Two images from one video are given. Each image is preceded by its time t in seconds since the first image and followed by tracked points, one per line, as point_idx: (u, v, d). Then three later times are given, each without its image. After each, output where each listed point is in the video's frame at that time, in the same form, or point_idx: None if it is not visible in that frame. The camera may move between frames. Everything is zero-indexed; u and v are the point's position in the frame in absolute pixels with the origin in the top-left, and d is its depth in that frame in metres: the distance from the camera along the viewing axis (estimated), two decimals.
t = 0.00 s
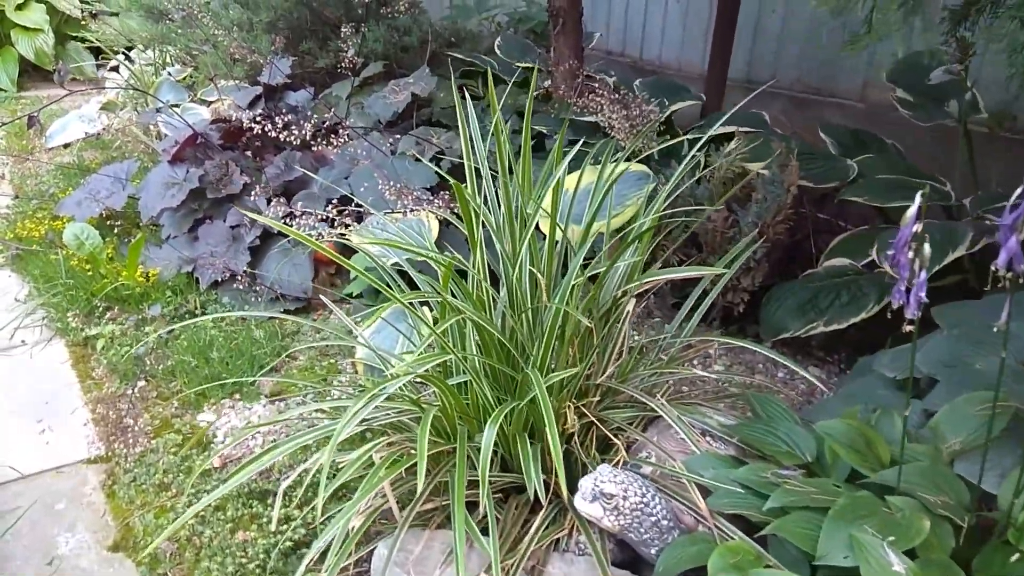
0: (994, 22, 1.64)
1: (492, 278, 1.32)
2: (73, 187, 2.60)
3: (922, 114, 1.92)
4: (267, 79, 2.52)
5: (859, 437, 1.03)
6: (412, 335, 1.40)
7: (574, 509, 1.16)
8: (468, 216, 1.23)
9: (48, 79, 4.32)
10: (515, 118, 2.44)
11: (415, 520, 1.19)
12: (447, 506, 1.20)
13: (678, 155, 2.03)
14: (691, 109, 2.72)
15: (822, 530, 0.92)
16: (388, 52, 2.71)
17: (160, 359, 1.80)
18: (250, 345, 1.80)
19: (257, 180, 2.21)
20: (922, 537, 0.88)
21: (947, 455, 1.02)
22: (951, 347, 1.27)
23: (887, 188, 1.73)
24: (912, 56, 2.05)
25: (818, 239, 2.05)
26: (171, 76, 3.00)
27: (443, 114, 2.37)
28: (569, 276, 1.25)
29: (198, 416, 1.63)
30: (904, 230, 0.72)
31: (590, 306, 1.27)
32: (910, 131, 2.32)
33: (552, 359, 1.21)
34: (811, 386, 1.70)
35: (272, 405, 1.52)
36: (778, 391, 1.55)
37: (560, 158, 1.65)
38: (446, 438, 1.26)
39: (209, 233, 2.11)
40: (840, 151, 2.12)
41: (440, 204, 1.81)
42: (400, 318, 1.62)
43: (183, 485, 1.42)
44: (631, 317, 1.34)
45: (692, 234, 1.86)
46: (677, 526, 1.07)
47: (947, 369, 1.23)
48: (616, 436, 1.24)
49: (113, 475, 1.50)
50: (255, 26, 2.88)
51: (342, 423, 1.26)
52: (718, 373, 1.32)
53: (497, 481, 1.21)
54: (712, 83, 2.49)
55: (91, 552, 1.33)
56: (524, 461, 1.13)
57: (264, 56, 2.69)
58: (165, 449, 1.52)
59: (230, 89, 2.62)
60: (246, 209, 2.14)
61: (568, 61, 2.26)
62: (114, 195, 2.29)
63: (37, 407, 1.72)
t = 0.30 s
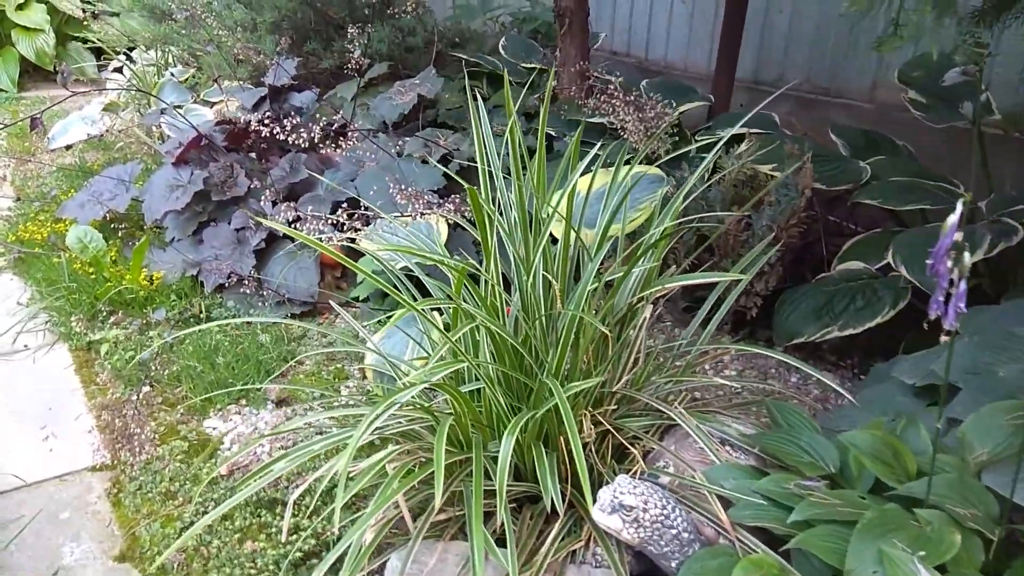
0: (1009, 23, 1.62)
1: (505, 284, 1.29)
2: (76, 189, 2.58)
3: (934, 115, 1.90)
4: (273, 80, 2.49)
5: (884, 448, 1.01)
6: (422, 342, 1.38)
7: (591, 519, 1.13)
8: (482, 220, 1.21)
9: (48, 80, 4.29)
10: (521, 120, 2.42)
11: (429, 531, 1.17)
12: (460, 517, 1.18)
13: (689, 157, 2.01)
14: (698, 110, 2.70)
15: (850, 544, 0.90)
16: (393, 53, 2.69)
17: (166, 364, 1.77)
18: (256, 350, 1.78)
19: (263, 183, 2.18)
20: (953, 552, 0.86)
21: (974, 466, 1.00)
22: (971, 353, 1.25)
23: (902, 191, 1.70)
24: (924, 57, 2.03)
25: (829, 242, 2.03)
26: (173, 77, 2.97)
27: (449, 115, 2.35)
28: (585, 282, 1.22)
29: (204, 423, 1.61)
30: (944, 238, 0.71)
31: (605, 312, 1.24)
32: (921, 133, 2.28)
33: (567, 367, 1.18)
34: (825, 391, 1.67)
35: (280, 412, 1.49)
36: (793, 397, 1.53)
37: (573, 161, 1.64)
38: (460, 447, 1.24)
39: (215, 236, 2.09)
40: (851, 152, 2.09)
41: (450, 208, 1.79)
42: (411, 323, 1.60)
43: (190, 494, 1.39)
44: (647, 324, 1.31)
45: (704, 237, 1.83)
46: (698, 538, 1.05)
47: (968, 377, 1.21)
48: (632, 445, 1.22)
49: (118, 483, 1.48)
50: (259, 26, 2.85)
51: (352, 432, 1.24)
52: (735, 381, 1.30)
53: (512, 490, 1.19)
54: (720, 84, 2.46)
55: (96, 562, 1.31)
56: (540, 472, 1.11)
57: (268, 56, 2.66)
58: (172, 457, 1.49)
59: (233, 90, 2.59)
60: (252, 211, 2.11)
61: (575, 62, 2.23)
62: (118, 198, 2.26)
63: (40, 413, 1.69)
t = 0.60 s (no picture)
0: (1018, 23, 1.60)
1: (510, 290, 1.27)
2: (72, 192, 2.55)
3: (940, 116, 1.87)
4: (271, 81, 2.47)
5: (900, 460, 0.99)
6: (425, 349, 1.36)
7: (598, 532, 1.11)
8: (487, 226, 1.18)
9: (45, 81, 4.27)
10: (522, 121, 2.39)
11: (433, 543, 1.14)
12: (465, 528, 1.15)
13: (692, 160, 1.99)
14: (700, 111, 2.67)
15: (867, 559, 0.88)
16: (392, 53, 2.66)
17: (164, 370, 1.75)
18: (256, 356, 1.76)
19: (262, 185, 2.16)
20: (973, 568, 0.84)
21: (992, 478, 0.98)
22: (984, 360, 1.23)
23: (909, 194, 1.68)
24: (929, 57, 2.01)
25: (835, 245, 2.01)
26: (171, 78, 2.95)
27: (449, 117, 2.32)
28: (591, 288, 1.20)
29: (203, 431, 1.59)
30: (970, 247, 0.69)
31: (612, 320, 1.22)
32: (926, 134, 2.26)
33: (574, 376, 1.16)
34: (832, 397, 1.65)
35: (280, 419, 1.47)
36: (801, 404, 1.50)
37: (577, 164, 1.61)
38: (464, 457, 1.21)
39: (213, 239, 2.06)
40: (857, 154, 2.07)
41: (452, 211, 1.77)
42: (413, 330, 1.57)
43: (189, 504, 1.37)
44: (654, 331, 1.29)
45: (709, 241, 1.81)
46: (709, 551, 1.03)
47: (982, 384, 1.19)
48: (640, 454, 1.19)
49: (115, 492, 1.45)
50: (257, 26, 2.82)
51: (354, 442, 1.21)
52: (744, 389, 1.28)
53: (518, 501, 1.17)
54: (723, 85, 2.44)
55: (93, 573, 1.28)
56: (547, 483, 1.08)
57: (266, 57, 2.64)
58: (170, 466, 1.47)
59: (231, 92, 2.57)
60: (250, 214, 2.09)
61: (576, 63, 2.21)
62: (115, 201, 2.24)
63: (37, 420, 1.67)
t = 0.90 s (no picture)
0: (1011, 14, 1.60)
1: (500, 280, 1.26)
2: (60, 187, 2.53)
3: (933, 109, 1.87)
4: (261, 75, 2.45)
5: (894, 447, 0.98)
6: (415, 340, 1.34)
7: (590, 522, 1.10)
8: (476, 213, 1.17)
9: (33, 78, 4.24)
10: (515, 115, 2.38)
11: (423, 535, 1.13)
12: (456, 520, 1.14)
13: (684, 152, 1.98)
14: (693, 107, 2.66)
15: (862, 546, 0.87)
16: (385, 48, 2.65)
17: (153, 365, 1.73)
18: (246, 350, 1.75)
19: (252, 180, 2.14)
20: (968, 554, 0.83)
21: (982, 464, 0.98)
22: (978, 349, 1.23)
23: (901, 186, 1.68)
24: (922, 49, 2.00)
25: (827, 238, 2.00)
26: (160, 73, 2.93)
27: (441, 111, 2.30)
28: (582, 277, 1.19)
29: (192, 425, 1.57)
30: (965, 227, 0.68)
31: (605, 309, 1.21)
32: (918, 128, 2.25)
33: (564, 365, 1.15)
34: (826, 389, 1.65)
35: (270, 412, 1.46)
36: (795, 395, 1.49)
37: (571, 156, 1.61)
38: (454, 448, 1.20)
39: (202, 234, 2.04)
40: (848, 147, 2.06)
41: (443, 202, 1.76)
42: (404, 321, 1.56)
43: (177, 497, 1.35)
44: (647, 319, 1.28)
45: (702, 233, 1.81)
46: (702, 540, 1.02)
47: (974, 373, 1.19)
48: (632, 444, 1.18)
49: (102, 487, 1.43)
50: (247, 21, 2.80)
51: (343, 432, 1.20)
52: (736, 379, 1.27)
53: (511, 492, 1.16)
54: (715, 79, 2.43)
55: (78, 568, 1.26)
56: (539, 474, 1.07)
57: (257, 52, 2.62)
58: (159, 461, 1.45)
59: (221, 86, 2.55)
60: (240, 207, 2.06)
61: (568, 57, 2.20)
62: (103, 195, 2.22)
63: (24, 415, 1.65)
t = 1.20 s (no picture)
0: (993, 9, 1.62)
1: (487, 271, 1.26)
2: (47, 185, 2.52)
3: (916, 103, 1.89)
4: (249, 72, 2.45)
5: (875, 432, 0.99)
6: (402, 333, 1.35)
7: (576, 510, 1.11)
8: (463, 205, 1.18)
9: (20, 78, 4.22)
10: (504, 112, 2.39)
11: (411, 525, 1.14)
12: (443, 510, 1.15)
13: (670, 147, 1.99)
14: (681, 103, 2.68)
15: (843, 529, 0.88)
16: (373, 46, 2.65)
17: (141, 360, 1.73)
18: (235, 346, 1.74)
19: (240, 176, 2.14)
20: (947, 536, 0.84)
21: (962, 449, 0.99)
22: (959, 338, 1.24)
23: (884, 179, 1.69)
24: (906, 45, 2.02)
25: (813, 232, 2.02)
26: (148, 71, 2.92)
27: (429, 108, 2.31)
28: (568, 268, 1.19)
29: (180, 420, 1.57)
30: (939, 209, 0.70)
31: (591, 299, 1.22)
32: (903, 124, 2.27)
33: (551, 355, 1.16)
34: (812, 380, 1.66)
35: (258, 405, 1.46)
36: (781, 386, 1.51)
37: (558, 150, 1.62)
38: (442, 439, 1.20)
39: (190, 231, 2.03)
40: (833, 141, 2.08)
41: (431, 197, 1.76)
42: (392, 314, 1.57)
43: (166, 491, 1.35)
44: (633, 309, 1.29)
45: (689, 226, 1.82)
46: (687, 527, 1.03)
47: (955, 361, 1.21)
48: (619, 434, 1.19)
49: (90, 481, 1.43)
50: (236, 19, 2.80)
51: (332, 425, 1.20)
52: (721, 368, 1.29)
53: (499, 481, 1.16)
54: (702, 76, 2.44)
55: (67, 561, 1.26)
56: (526, 463, 1.08)
57: (245, 49, 2.62)
58: (147, 455, 1.45)
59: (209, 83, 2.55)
60: (228, 205, 2.02)
61: (555, 53, 2.21)
62: (91, 192, 2.21)
63: (11, 412, 1.64)
